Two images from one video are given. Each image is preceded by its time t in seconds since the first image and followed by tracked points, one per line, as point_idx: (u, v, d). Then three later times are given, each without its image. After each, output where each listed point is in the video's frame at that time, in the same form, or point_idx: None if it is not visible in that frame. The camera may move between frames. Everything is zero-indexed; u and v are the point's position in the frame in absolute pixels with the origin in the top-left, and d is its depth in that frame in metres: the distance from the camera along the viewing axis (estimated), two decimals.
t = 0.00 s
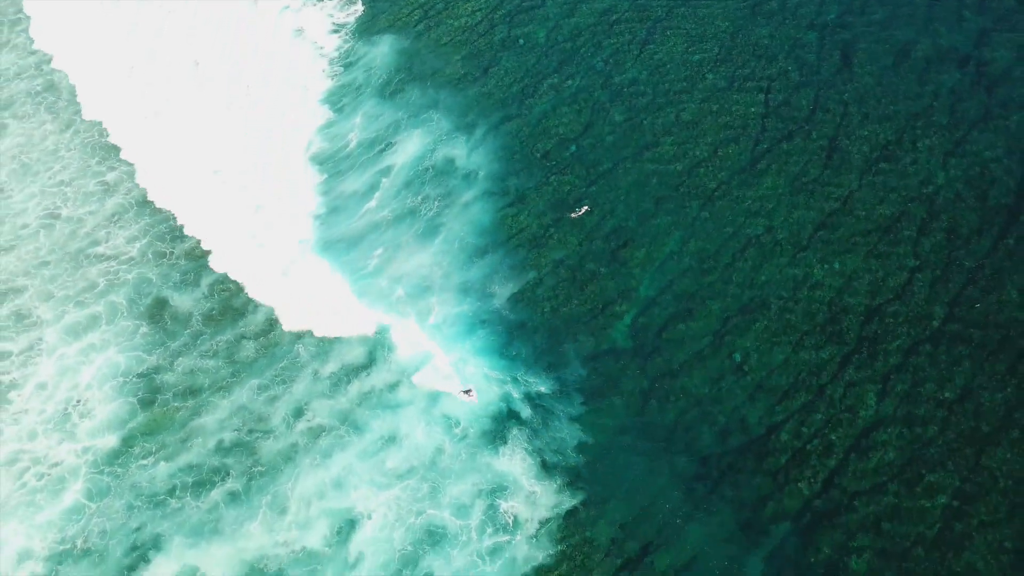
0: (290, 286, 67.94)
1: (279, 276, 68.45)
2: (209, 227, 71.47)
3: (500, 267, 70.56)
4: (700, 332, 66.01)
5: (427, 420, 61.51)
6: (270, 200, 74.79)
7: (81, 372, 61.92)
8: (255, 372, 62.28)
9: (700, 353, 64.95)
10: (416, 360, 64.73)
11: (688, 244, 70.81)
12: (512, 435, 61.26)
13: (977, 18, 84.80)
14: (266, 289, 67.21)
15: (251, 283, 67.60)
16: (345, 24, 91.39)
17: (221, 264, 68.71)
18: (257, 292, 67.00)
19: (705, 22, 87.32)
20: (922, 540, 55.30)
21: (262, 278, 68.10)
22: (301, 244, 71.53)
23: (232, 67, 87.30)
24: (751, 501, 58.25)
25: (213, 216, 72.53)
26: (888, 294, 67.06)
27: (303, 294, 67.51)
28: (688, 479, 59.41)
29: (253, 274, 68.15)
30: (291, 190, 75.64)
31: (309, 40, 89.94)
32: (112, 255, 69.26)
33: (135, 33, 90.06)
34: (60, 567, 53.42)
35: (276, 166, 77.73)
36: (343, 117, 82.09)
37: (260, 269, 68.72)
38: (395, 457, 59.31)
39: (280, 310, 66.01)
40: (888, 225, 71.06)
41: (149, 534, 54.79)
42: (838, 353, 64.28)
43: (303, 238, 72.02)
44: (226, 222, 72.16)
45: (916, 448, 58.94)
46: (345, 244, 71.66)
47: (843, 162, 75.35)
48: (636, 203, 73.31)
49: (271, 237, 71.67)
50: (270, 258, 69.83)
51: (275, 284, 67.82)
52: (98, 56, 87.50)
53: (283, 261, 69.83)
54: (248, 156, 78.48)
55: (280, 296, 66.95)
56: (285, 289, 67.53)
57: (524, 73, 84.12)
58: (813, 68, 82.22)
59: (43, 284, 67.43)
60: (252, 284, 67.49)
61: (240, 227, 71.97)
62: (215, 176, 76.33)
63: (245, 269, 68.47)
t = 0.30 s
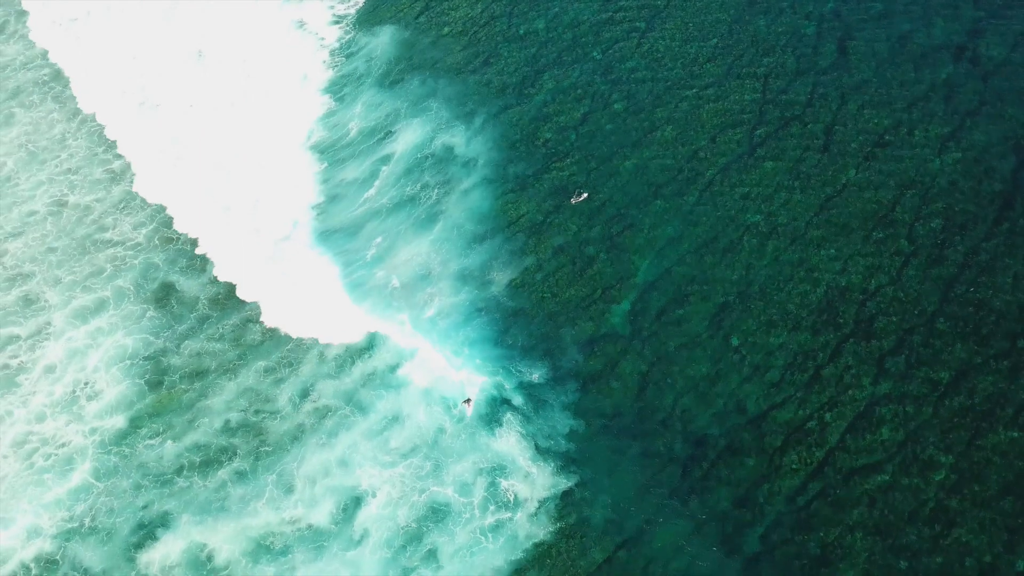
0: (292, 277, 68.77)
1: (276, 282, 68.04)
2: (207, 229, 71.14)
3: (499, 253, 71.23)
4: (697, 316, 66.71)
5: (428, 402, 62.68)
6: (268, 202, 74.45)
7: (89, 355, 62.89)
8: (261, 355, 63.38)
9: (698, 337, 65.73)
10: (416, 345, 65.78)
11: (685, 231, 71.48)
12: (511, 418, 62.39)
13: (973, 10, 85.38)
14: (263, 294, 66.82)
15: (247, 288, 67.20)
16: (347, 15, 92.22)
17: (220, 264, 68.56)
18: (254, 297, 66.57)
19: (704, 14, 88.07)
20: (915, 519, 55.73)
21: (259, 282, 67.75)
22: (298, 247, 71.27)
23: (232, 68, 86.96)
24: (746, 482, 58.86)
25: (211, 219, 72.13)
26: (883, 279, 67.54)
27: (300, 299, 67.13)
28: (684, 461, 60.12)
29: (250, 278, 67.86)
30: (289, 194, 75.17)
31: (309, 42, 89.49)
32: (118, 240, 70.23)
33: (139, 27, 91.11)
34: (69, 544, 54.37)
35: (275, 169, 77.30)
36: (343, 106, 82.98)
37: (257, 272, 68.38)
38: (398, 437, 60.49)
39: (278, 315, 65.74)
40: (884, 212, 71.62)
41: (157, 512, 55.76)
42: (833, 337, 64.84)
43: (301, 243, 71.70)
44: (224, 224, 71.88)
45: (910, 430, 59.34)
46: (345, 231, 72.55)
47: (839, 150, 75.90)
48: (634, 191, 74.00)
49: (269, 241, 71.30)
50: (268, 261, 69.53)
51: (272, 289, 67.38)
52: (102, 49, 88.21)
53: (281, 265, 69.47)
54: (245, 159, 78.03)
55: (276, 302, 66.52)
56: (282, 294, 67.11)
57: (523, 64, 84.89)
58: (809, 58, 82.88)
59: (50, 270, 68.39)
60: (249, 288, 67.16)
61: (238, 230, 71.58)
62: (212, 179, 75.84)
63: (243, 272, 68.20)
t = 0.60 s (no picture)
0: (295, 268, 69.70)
1: (273, 288, 67.93)
2: (204, 232, 70.96)
3: (497, 240, 72.02)
4: (694, 301, 67.29)
5: (428, 385, 63.72)
6: (267, 205, 74.35)
7: (96, 339, 63.78)
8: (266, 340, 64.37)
9: (696, 322, 66.29)
10: (416, 330, 66.72)
11: (683, 218, 72.13)
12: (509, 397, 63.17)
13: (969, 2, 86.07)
14: (259, 300, 66.68)
15: (244, 294, 67.02)
16: (348, 8, 92.92)
17: (218, 268, 68.52)
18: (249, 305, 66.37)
19: (702, 5, 88.76)
20: (910, 498, 56.51)
21: (256, 287, 67.64)
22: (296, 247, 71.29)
23: (231, 68, 86.90)
24: (742, 463, 59.47)
25: (209, 220, 71.99)
26: (878, 265, 68.29)
27: (296, 303, 67.08)
28: (682, 443, 60.84)
29: (247, 282, 67.78)
30: (287, 197, 74.94)
31: (308, 44, 89.21)
32: (125, 227, 71.11)
33: (140, 22, 91.52)
34: (76, 522, 55.26)
35: (272, 171, 77.10)
36: (344, 96, 83.80)
37: (254, 276, 68.39)
38: (400, 419, 61.54)
39: (274, 322, 65.55)
40: (880, 199, 72.31)
41: (164, 492, 56.65)
42: (829, 321, 65.51)
43: (298, 246, 71.41)
44: (223, 225, 71.95)
45: (905, 413, 60.10)
46: (345, 219, 73.39)
47: (835, 139, 76.64)
48: (633, 179, 74.63)
49: (268, 238, 71.57)
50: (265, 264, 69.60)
51: (268, 296, 67.25)
52: (106, 43, 88.84)
53: (278, 268, 69.58)
54: (244, 161, 77.87)
55: (272, 309, 66.35)
56: (278, 299, 67.07)
57: (523, 55, 85.58)
58: (807, 49, 83.52)
59: (57, 256, 69.21)
60: (244, 295, 66.88)
61: (234, 235, 71.37)
62: (210, 180, 75.74)
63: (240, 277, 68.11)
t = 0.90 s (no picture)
0: (298, 257, 70.66)
1: (273, 288, 68.00)
2: (205, 233, 71.01)
3: (497, 228, 72.73)
4: (692, 286, 67.79)
5: (427, 368, 64.80)
6: (267, 205, 74.27)
7: (103, 324, 64.72)
8: (269, 333, 64.96)
9: (694, 306, 66.81)
10: (416, 314, 67.66)
11: (681, 204, 72.67)
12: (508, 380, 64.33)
13: None
14: (260, 301, 66.81)
15: (244, 294, 67.10)
16: None
17: (218, 269, 68.54)
18: (250, 305, 66.50)
19: None
20: (904, 477, 57.37)
21: (257, 288, 67.70)
22: (297, 240, 71.83)
23: (231, 68, 86.91)
24: (739, 445, 60.07)
25: (210, 217, 72.36)
26: (874, 251, 69.04)
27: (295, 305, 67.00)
28: (679, 426, 61.48)
29: (247, 282, 67.82)
30: (287, 197, 74.87)
31: (307, 44, 89.08)
32: (132, 215, 72.09)
33: (141, 16, 91.82)
34: (84, 501, 56.17)
35: (272, 170, 77.13)
36: (344, 86, 84.61)
37: (254, 276, 68.45)
38: (401, 401, 62.58)
39: (273, 323, 65.65)
40: (876, 187, 73.06)
41: (171, 472, 57.60)
42: (825, 307, 66.25)
43: (298, 246, 71.44)
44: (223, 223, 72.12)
45: (901, 395, 60.98)
46: (346, 207, 74.24)
47: (832, 128, 77.31)
48: (632, 166, 75.20)
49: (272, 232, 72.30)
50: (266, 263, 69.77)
51: (269, 296, 67.40)
52: (110, 37, 89.41)
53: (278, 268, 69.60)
54: (243, 160, 77.87)
55: (272, 310, 66.45)
56: (278, 302, 67.06)
57: (522, 46, 86.24)
58: (804, 40, 84.17)
59: (64, 243, 70.08)
60: (244, 296, 66.97)
61: (234, 236, 71.38)
62: (209, 180, 75.75)
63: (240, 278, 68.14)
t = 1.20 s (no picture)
0: (302, 247, 71.60)
1: (272, 289, 68.10)
2: (205, 234, 71.26)
3: (496, 215, 73.46)
4: (691, 272, 68.43)
5: (426, 351, 65.64)
6: (267, 207, 74.38)
7: (110, 309, 65.72)
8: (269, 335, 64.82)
9: (693, 292, 67.31)
10: (416, 299, 68.44)
11: (680, 192, 73.40)
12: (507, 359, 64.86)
13: None
14: (260, 301, 66.93)
15: (244, 295, 67.28)
16: None
17: (218, 270, 68.66)
18: (250, 305, 66.61)
19: None
20: (899, 458, 58.29)
21: (256, 289, 67.88)
22: (299, 232, 72.57)
23: (231, 68, 86.69)
24: (737, 427, 60.73)
25: (212, 214, 72.96)
26: (871, 238, 69.87)
27: (291, 307, 66.87)
28: (677, 409, 61.88)
29: (246, 284, 67.99)
30: (287, 197, 75.01)
31: (307, 44, 88.84)
32: (138, 203, 73.09)
33: (142, 10, 92.01)
34: (92, 482, 57.13)
35: (272, 170, 77.25)
36: (344, 77, 85.43)
37: (254, 277, 68.67)
38: (402, 383, 63.60)
39: (272, 323, 65.58)
40: (873, 176, 73.94)
41: (179, 452, 58.56)
42: (822, 292, 66.98)
43: (298, 246, 71.66)
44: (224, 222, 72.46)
45: (896, 378, 61.92)
46: (346, 195, 75.15)
47: (829, 118, 78.08)
48: (631, 155, 75.98)
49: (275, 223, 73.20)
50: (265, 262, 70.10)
51: (268, 296, 67.47)
52: (112, 32, 89.78)
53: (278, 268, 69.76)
54: (244, 161, 78.00)
55: (271, 311, 66.47)
56: (275, 305, 66.82)
57: (522, 37, 86.97)
58: (802, 31, 84.92)
59: (71, 231, 70.95)
60: (244, 296, 67.16)
61: (234, 238, 71.51)
62: (210, 180, 75.99)
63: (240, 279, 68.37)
